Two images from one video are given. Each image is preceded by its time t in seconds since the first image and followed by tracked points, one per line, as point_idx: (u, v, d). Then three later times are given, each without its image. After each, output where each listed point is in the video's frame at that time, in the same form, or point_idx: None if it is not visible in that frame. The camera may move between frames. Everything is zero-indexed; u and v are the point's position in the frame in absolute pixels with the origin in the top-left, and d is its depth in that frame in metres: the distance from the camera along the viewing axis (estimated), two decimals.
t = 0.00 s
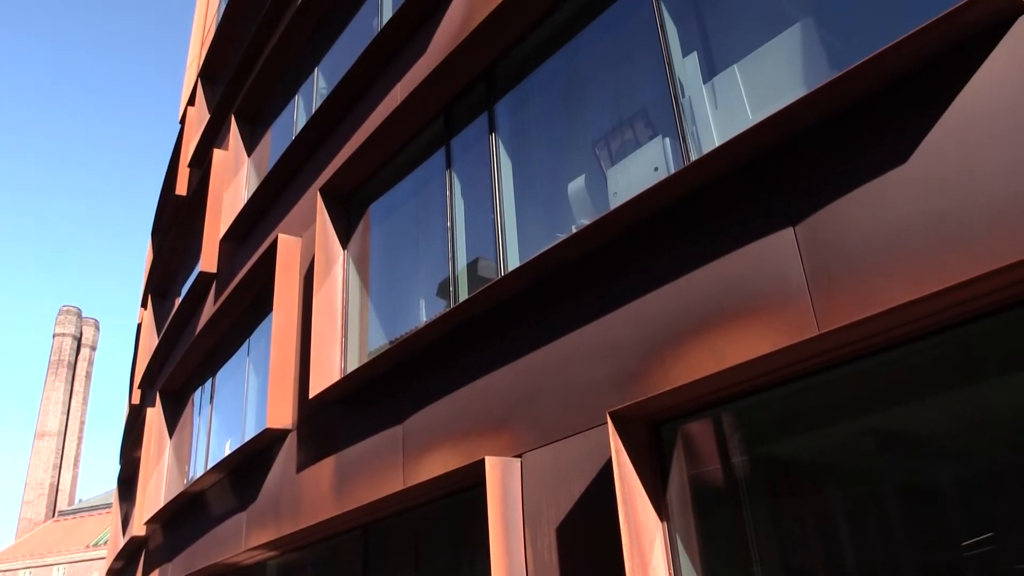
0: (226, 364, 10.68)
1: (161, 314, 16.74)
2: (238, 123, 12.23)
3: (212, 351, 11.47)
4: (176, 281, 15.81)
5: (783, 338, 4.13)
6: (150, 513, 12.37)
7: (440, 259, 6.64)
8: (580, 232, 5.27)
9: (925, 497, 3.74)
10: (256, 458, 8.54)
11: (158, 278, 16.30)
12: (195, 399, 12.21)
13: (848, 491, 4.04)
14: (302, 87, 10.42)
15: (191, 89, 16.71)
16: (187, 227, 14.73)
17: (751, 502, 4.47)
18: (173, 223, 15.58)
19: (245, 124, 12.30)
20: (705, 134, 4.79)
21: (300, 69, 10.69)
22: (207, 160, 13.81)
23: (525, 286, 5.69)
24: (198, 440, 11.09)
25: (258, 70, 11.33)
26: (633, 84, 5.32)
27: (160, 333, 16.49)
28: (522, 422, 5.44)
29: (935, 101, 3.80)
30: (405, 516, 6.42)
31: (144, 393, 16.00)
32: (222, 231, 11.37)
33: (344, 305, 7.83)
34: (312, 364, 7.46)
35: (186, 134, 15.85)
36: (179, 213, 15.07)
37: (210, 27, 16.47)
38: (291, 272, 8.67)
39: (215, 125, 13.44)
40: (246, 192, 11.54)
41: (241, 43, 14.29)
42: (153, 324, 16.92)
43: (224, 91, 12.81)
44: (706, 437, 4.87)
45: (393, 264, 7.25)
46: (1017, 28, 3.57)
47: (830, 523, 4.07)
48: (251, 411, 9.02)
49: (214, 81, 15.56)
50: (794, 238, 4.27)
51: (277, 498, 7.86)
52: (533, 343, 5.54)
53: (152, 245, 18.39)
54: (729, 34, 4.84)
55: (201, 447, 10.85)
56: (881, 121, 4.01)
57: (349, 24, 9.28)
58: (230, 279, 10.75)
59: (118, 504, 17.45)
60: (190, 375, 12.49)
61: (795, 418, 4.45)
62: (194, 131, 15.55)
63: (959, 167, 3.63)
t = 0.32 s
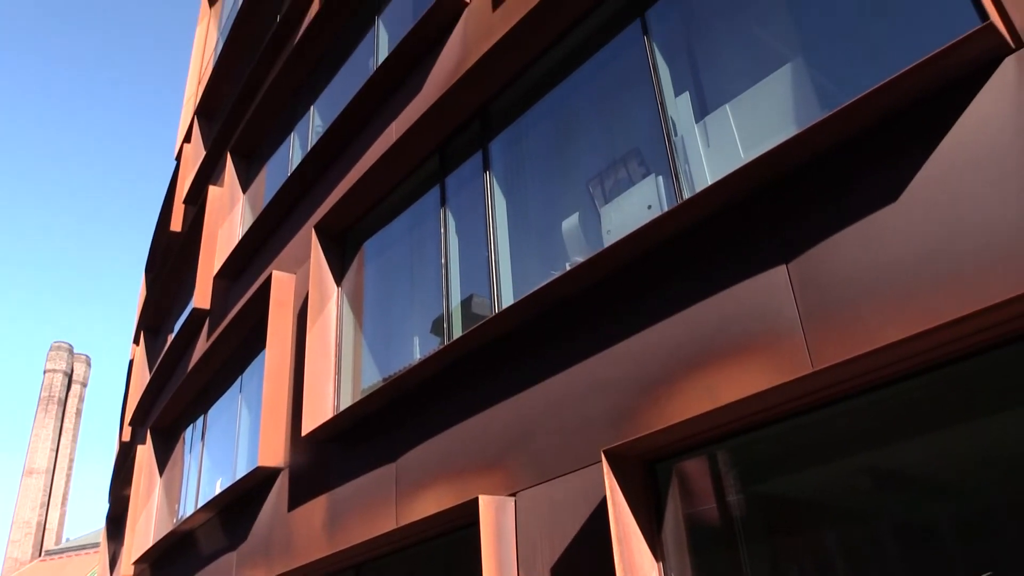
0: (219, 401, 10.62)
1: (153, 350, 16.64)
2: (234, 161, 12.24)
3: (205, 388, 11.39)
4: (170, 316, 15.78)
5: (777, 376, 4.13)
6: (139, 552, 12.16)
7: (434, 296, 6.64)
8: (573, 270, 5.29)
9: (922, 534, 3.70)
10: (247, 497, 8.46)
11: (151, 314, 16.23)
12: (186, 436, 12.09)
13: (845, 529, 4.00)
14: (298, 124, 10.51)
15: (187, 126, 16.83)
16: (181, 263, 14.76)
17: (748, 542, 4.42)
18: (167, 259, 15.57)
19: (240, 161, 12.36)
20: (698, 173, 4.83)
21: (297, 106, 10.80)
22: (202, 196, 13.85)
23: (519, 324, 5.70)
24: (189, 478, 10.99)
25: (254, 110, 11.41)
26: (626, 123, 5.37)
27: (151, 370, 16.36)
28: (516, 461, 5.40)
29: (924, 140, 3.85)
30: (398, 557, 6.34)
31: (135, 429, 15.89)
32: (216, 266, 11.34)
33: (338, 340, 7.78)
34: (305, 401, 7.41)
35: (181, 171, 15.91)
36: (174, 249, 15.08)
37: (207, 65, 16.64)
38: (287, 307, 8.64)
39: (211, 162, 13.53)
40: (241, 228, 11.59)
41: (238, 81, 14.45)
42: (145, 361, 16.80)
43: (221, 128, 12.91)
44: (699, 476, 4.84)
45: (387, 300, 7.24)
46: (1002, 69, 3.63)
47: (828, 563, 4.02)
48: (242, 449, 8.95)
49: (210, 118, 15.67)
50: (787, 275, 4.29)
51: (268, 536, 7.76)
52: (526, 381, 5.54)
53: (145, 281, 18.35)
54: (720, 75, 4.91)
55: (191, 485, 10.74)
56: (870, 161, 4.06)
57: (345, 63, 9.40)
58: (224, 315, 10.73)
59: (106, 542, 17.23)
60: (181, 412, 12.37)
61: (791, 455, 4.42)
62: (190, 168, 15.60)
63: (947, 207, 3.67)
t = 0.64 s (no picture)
0: (214, 440, 10.56)
1: (149, 389, 16.54)
2: (232, 200, 12.32)
3: (201, 426, 11.30)
4: (166, 354, 15.76)
5: (774, 415, 4.12)
6: None
7: (431, 335, 6.64)
8: (569, 310, 5.30)
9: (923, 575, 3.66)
10: (242, 538, 8.37)
11: (147, 352, 16.17)
12: (181, 475, 11.97)
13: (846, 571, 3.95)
14: (296, 165, 10.58)
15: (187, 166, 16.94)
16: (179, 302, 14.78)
17: None
18: (165, 297, 15.58)
19: (239, 200, 12.43)
20: (694, 213, 4.86)
21: (296, 145, 10.90)
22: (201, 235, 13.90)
23: (515, 364, 5.70)
24: (183, 520, 10.87)
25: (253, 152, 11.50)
26: (622, 163, 5.43)
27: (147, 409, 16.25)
28: (513, 502, 5.36)
29: (916, 182, 3.89)
30: None
31: (129, 468, 15.77)
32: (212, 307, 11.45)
33: (334, 379, 7.77)
34: (301, 440, 7.35)
35: (181, 210, 15.97)
36: (171, 288, 15.12)
37: (207, 106, 16.81)
38: (282, 348, 8.70)
39: (210, 202, 13.65)
40: (238, 267, 11.62)
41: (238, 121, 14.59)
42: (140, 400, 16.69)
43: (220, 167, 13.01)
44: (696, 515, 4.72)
45: (384, 339, 7.24)
46: (991, 111, 3.68)
47: None
48: (236, 490, 8.88)
49: (209, 158, 15.76)
50: (783, 314, 4.31)
51: None
52: (522, 422, 5.53)
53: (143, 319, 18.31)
54: (713, 116, 4.97)
55: (184, 526, 10.63)
56: (863, 201, 4.10)
57: (345, 103, 9.52)
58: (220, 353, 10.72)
59: None
60: (176, 451, 12.29)
61: (789, 496, 4.39)
62: (189, 207, 15.66)
63: (940, 247, 3.69)
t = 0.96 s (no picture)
0: (211, 477, 10.47)
1: (145, 426, 16.42)
2: (232, 237, 12.38)
3: (197, 463, 11.20)
4: (163, 391, 15.67)
5: (775, 451, 4.08)
6: None
7: (429, 372, 6.63)
8: (567, 347, 5.30)
9: None
10: None
11: (144, 388, 16.09)
12: (176, 513, 11.83)
13: None
14: (295, 201, 10.64)
15: (186, 202, 16.99)
16: (176, 338, 14.75)
17: None
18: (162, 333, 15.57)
19: (239, 235, 12.48)
20: (692, 250, 4.87)
21: (296, 182, 10.98)
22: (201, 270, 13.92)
23: (513, 401, 5.68)
24: (177, 558, 10.74)
25: (254, 187, 11.56)
26: (619, 200, 5.47)
27: (143, 446, 16.11)
28: (511, 540, 5.31)
29: (912, 218, 3.91)
30: None
31: (123, 506, 15.61)
32: (210, 343, 11.46)
33: (331, 415, 7.73)
34: (298, 477, 7.29)
35: (179, 246, 15.98)
36: (169, 324, 15.10)
37: (208, 144, 16.92)
38: (280, 383, 8.67)
39: (210, 237, 13.70)
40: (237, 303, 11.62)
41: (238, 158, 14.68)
42: (137, 437, 16.54)
43: (220, 203, 13.09)
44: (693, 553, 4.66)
45: (383, 374, 7.22)
46: (986, 147, 3.72)
47: None
48: (232, 528, 8.79)
49: (208, 194, 15.81)
50: (782, 349, 4.30)
51: None
52: (520, 459, 5.50)
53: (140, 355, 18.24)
54: (710, 153, 5.01)
55: (178, 565, 10.50)
56: (859, 239, 4.13)
57: (345, 141, 9.61)
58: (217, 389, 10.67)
59: None
60: (172, 488, 12.17)
61: (791, 534, 4.30)
62: (188, 244, 15.69)
63: (937, 283, 3.70)
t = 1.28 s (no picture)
0: (199, 511, 10.34)
1: (133, 459, 16.24)
2: (225, 268, 12.37)
3: (186, 496, 11.07)
4: (152, 424, 15.53)
5: (769, 488, 4.04)
6: None
7: (421, 405, 6.60)
8: (560, 382, 5.28)
9: None
10: None
11: (134, 420, 15.95)
12: (164, 547, 11.66)
13: None
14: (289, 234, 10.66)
15: (180, 234, 16.98)
16: (167, 369, 14.66)
17: None
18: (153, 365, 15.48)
19: (232, 267, 12.47)
20: (685, 285, 4.88)
21: (291, 213, 11.01)
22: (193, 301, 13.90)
23: (507, 436, 5.65)
24: None
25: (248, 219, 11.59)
26: (613, 236, 5.49)
27: (131, 479, 15.93)
28: None
29: (904, 257, 3.93)
30: None
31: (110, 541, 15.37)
32: (201, 375, 11.39)
33: (323, 448, 7.67)
34: (288, 510, 7.20)
35: (172, 278, 15.94)
36: (160, 355, 15.03)
37: (203, 176, 16.92)
38: (272, 416, 8.61)
39: (203, 268, 13.69)
40: (229, 335, 11.58)
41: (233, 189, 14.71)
42: (125, 471, 16.36)
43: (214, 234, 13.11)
44: None
45: (376, 406, 7.18)
46: (977, 186, 3.75)
47: None
48: (219, 563, 8.67)
49: (203, 225, 15.81)
50: (776, 385, 4.29)
51: None
52: (514, 495, 5.47)
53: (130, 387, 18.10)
54: (703, 189, 5.04)
55: None
56: (849, 277, 4.15)
57: (339, 174, 9.66)
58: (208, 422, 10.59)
59: None
60: (160, 523, 12.02)
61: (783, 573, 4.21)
62: (181, 275, 15.66)
63: (929, 321, 3.71)
